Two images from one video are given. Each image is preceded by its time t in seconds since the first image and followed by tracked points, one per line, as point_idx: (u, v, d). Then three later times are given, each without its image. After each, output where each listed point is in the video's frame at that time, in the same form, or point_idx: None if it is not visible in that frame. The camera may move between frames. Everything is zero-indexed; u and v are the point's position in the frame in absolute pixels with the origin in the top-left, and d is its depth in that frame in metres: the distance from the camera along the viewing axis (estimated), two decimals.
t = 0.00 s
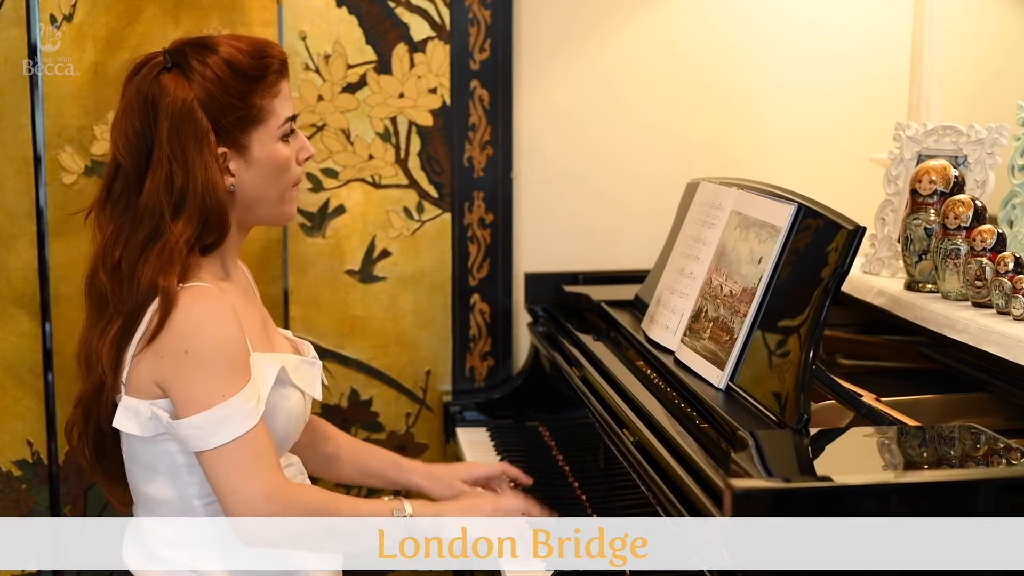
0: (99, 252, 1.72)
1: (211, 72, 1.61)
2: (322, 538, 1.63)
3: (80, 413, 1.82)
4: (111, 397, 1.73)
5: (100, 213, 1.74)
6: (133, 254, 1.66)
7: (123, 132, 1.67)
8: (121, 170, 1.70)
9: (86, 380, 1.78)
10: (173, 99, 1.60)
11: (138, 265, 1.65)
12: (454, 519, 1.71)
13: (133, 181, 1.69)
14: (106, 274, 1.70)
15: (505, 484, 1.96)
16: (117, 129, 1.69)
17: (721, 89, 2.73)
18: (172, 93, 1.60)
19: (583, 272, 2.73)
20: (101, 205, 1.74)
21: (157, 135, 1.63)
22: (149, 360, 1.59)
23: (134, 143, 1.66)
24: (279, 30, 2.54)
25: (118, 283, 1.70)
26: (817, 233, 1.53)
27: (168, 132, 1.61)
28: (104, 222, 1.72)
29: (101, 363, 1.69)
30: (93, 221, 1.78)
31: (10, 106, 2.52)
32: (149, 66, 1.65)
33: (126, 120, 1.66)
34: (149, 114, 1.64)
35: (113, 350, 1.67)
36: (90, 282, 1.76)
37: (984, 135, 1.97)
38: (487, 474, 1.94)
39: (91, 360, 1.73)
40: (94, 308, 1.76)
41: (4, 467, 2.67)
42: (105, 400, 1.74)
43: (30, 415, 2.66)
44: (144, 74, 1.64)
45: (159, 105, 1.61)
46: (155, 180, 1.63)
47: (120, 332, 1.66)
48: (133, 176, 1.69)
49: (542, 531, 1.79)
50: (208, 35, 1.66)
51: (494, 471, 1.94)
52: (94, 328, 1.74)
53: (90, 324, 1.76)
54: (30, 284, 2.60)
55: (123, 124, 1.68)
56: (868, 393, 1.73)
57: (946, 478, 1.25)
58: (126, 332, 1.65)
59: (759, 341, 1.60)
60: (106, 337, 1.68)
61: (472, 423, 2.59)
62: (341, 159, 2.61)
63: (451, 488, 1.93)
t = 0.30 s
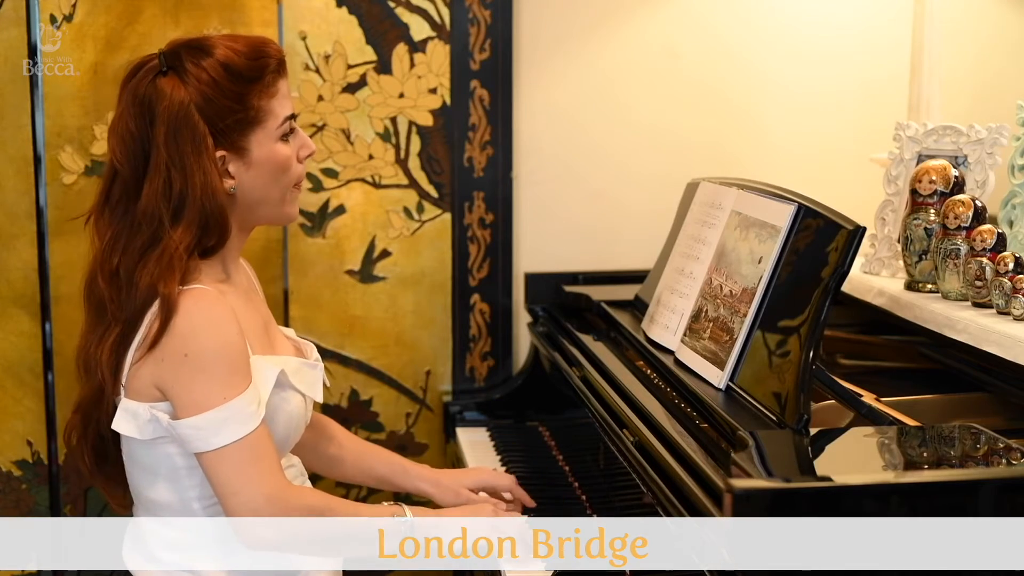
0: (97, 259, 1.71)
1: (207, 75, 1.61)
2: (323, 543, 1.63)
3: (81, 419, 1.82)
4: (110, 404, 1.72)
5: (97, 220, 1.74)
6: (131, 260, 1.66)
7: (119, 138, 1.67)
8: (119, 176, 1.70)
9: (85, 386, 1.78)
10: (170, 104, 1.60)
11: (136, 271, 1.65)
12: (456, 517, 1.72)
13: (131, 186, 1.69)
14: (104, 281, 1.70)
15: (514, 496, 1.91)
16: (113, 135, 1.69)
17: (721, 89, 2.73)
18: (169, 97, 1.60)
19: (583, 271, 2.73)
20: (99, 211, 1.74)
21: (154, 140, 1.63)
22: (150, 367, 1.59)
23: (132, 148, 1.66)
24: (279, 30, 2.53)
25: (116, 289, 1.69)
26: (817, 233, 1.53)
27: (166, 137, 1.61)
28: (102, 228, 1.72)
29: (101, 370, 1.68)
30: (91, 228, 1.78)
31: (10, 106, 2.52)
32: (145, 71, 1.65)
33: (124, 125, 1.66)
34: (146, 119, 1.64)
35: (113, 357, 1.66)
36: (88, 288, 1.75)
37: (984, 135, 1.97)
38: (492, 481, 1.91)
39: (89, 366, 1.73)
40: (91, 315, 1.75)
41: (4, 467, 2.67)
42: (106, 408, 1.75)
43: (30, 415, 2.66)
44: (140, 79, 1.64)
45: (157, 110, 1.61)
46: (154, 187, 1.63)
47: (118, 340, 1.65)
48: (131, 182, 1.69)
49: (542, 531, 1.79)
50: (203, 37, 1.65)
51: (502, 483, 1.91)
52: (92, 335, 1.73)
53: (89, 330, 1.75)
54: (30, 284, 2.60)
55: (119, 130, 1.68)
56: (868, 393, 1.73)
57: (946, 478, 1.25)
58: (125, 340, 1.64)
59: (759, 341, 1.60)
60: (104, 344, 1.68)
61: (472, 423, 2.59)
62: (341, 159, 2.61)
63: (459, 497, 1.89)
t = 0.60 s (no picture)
0: (96, 268, 1.72)
1: (199, 79, 1.60)
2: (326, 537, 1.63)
3: (84, 428, 1.82)
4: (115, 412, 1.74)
5: (97, 229, 1.74)
6: (130, 269, 1.66)
7: (115, 148, 1.68)
8: (117, 186, 1.71)
9: (88, 394, 1.78)
10: (164, 111, 1.60)
11: (136, 280, 1.65)
12: (456, 518, 1.71)
13: (130, 194, 1.70)
14: (104, 290, 1.70)
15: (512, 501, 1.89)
16: (109, 146, 1.69)
17: (721, 88, 2.73)
18: (163, 104, 1.60)
19: (583, 271, 2.73)
20: (98, 221, 1.74)
21: (151, 148, 1.63)
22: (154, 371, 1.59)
23: (128, 157, 1.67)
24: (279, 30, 2.53)
25: (117, 298, 1.70)
26: (817, 233, 1.53)
27: (162, 145, 1.61)
28: (101, 237, 1.72)
29: (105, 378, 1.70)
30: (92, 237, 1.78)
31: (11, 106, 2.52)
32: (138, 79, 1.65)
33: (119, 134, 1.67)
34: (142, 128, 1.64)
35: (115, 368, 1.68)
36: (88, 297, 1.76)
37: (984, 135, 1.97)
38: (487, 484, 1.89)
39: (92, 375, 1.74)
40: (93, 324, 1.76)
41: (4, 467, 2.67)
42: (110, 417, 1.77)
43: (30, 415, 2.66)
44: (134, 88, 1.64)
45: (152, 118, 1.61)
46: (151, 195, 1.64)
47: (121, 347, 1.67)
48: (130, 191, 1.70)
49: (543, 530, 1.77)
50: (196, 40, 1.64)
51: (496, 489, 1.89)
52: (94, 344, 1.74)
53: (90, 340, 1.76)
54: (30, 284, 2.60)
55: (115, 140, 1.68)
56: (868, 393, 1.73)
57: (946, 478, 1.25)
58: (128, 345, 1.66)
59: (759, 341, 1.60)
60: (107, 353, 1.69)
61: (472, 423, 2.59)
62: (341, 159, 2.61)
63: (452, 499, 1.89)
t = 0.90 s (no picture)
0: (103, 267, 1.72)
1: (206, 78, 1.60)
2: (331, 538, 1.63)
3: (86, 428, 1.81)
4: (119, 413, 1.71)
5: (104, 229, 1.74)
6: (137, 267, 1.66)
7: (122, 147, 1.68)
8: (124, 185, 1.71)
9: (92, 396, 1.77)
10: (171, 109, 1.60)
11: (142, 278, 1.65)
12: (457, 518, 1.71)
13: (137, 193, 1.69)
14: (111, 288, 1.69)
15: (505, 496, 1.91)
16: (116, 146, 1.69)
17: (722, 87, 2.73)
18: (169, 102, 1.60)
19: (583, 272, 2.73)
20: (104, 221, 1.74)
21: (157, 146, 1.63)
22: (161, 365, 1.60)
23: (135, 157, 1.67)
24: (280, 29, 2.53)
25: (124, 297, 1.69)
26: (817, 233, 1.53)
27: (168, 143, 1.61)
28: (108, 237, 1.72)
29: (111, 376, 1.69)
30: (98, 238, 1.78)
31: (11, 106, 2.52)
32: (146, 79, 1.65)
33: (126, 135, 1.67)
34: (148, 127, 1.65)
35: (123, 366, 1.68)
36: (95, 296, 1.76)
37: (984, 135, 1.97)
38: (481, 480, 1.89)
39: (98, 375, 1.73)
40: (100, 323, 1.76)
41: (4, 467, 2.67)
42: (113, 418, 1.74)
43: (29, 415, 2.66)
44: (142, 88, 1.65)
45: (159, 116, 1.62)
46: (157, 192, 1.64)
47: (129, 344, 1.67)
48: (137, 190, 1.69)
49: (543, 531, 1.78)
50: (201, 40, 1.65)
51: (490, 481, 1.90)
52: (101, 343, 1.74)
53: (96, 338, 1.76)
54: (30, 284, 2.60)
55: (123, 139, 1.69)
56: (868, 393, 1.73)
57: (945, 478, 1.25)
58: (135, 342, 1.66)
59: (759, 341, 1.60)
60: (114, 350, 1.69)
61: (472, 423, 2.59)
62: (341, 159, 2.61)
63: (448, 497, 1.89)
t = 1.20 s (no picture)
0: (111, 263, 1.71)
1: (218, 76, 1.61)
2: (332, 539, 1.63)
3: (91, 424, 1.81)
4: (123, 408, 1.72)
5: (112, 225, 1.73)
6: (144, 263, 1.65)
7: (133, 142, 1.68)
8: (133, 181, 1.70)
9: (97, 391, 1.77)
10: (183, 106, 1.60)
11: (148, 274, 1.64)
12: (456, 518, 1.69)
13: (146, 188, 1.69)
14: (118, 284, 1.70)
15: (510, 500, 1.89)
16: (128, 140, 1.69)
17: (722, 87, 2.73)
18: (181, 100, 1.60)
19: (583, 271, 2.73)
20: (111, 219, 1.74)
21: (168, 143, 1.63)
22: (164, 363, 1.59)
23: (143, 154, 1.67)
24: (279, 29, 2.53)
25: (130, 293, 1.69)
26: (817, 233, 1.53)
27: (179, 141, 1.61)
28: (115, 233, 1.72)
29: (116, 371, 1.69)
30: (105, 234, 1.77)
31: (11, 106, 2.52)
32: (158, 76, 1.65)
33: (137, 132, 1.67)
34: (159, 124, 1.65)
35: (128, 362, 1.68)
36: (101, 293, 1.76)
37: (984, 135, 1.97)
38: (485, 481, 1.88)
39: (103, 371, 1.73)
40: (105, 319, 1.75)
41: (4, 467, 2.67)
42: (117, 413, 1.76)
43: (29, 415, 2.66)
44: (154, 85, 1.65)
45: (171, 113, 1.62)
46: (165, 190, 1.63)
47: (134, 341, 1.67)
48: (146, 186, 1.69)
49: (542, 531, 1.78)
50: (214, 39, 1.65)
51: (493, 481, 1.89)
52: (106, 339, 1.73)
53: (101, 335, 1.76)
54: (30, 283, 2.60)
55: (133, 135, 1.68)
56: (868, 393, 1.73)
57: (945, 478, 1.25)
58: (141, 338, 1.66)
59: (759, 340, 1.60)
60: (121, 346, 1.69)
61: (472, 423, 2.59)
62: (341, 159, 2.61)
63: (450, 495, 1.90)
